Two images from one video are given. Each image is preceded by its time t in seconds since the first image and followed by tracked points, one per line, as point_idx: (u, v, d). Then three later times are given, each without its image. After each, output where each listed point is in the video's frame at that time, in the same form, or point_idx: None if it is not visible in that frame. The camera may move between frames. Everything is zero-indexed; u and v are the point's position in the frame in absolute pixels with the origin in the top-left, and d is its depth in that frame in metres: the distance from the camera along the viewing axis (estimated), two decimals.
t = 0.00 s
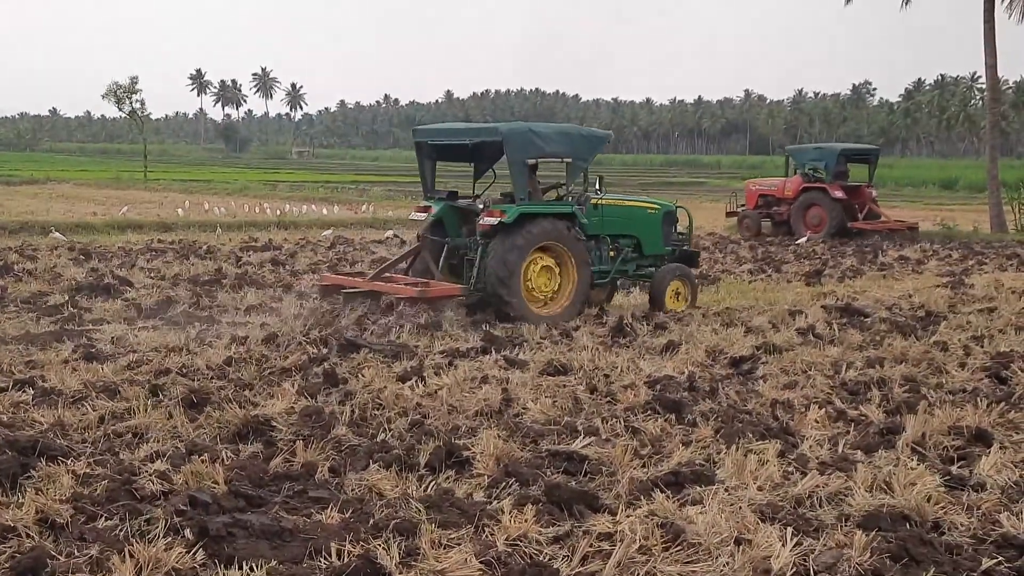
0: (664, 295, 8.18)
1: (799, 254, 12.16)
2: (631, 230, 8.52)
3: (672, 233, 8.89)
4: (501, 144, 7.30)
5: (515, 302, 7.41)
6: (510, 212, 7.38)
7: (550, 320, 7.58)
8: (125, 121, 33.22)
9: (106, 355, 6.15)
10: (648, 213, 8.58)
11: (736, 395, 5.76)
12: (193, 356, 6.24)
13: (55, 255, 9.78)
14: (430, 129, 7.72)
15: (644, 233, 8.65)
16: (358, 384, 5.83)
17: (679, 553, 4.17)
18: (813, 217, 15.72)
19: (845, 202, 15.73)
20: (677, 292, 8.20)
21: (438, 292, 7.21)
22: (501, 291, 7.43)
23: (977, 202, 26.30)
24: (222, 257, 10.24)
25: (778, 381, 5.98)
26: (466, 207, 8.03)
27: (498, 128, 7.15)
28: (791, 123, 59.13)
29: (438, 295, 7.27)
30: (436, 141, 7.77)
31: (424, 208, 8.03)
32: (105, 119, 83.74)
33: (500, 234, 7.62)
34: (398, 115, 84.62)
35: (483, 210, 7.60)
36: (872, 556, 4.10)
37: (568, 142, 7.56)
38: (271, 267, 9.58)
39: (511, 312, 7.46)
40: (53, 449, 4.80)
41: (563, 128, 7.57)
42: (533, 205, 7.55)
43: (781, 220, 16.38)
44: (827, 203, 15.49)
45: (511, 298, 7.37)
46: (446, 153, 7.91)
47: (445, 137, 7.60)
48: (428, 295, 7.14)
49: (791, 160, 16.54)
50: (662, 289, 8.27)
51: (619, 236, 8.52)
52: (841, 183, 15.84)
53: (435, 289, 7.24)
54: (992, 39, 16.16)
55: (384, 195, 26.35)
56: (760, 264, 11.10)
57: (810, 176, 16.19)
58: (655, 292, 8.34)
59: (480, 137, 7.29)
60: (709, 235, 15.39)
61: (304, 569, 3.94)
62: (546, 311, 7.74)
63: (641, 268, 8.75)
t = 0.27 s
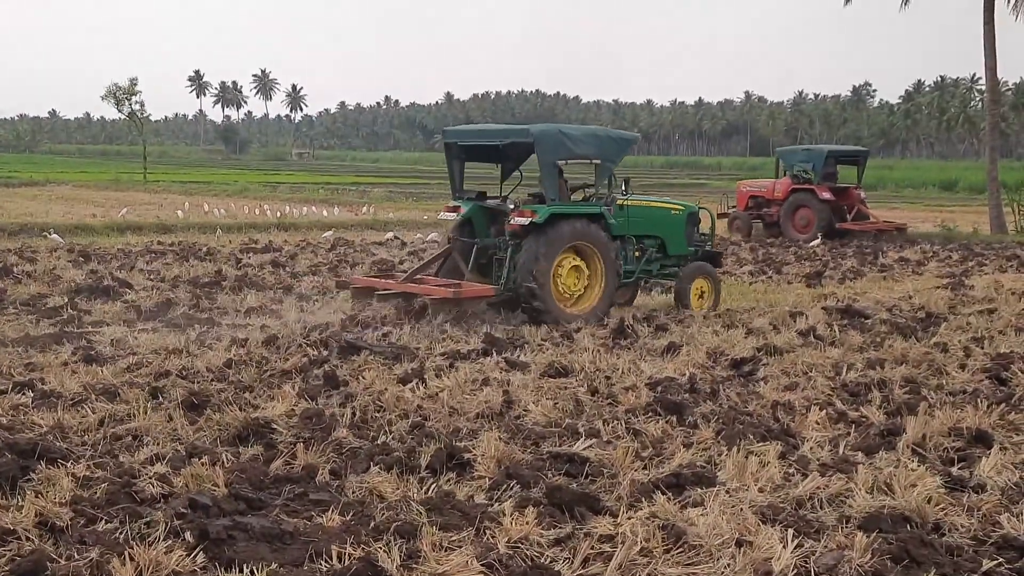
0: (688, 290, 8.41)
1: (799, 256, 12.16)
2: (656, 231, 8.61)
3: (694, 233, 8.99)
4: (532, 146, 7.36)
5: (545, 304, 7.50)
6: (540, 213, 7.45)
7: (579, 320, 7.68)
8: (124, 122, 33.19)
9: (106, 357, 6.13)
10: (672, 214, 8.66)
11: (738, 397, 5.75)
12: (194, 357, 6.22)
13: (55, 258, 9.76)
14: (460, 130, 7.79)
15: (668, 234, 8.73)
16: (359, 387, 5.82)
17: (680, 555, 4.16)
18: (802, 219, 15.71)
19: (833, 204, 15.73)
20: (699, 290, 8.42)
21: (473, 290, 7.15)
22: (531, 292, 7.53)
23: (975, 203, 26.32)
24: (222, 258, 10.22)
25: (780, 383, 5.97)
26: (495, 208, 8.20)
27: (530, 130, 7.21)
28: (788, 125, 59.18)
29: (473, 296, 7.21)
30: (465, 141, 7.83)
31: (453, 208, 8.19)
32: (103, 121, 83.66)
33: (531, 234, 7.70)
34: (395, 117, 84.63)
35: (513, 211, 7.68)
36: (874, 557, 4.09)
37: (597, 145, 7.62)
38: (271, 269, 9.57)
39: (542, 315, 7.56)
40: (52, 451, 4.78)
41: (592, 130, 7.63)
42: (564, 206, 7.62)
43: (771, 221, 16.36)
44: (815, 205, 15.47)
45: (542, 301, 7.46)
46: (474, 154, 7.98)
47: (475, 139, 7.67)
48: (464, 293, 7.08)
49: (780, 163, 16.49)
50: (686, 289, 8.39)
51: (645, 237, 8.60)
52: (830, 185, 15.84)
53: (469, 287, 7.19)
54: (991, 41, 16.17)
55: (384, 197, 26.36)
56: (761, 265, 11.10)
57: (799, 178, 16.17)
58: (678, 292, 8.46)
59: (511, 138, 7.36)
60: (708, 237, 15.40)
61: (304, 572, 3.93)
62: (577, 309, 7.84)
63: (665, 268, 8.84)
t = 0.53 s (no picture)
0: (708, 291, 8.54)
1: (796, 258, 12.17)
2: (673, 232, 8.69)
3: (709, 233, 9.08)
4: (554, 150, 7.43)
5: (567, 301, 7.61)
6: (563, 216, 7.57)
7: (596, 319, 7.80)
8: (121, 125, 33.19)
9: (101, 359, 6.12)
10: (687, 215, 8.74)
11: (735, 399, 5.75)
12: (190, 360, 6.22)
13: (51, 260, 9.74)
14: (481, 133, 7.82)
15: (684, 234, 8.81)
16: (356, 389, 5.81)
17: (676, 557, 4.16)
18: (787, 220, 15.71)
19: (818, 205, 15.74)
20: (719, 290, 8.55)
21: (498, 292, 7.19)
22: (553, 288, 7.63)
23: (971, 206, 26.35)
24: (219, 260, 10.21)
25: (776, 384, 5.98)
26: (515, 211, 8.26)
27: (553, 135, 7.27)
28: (785, 127, 59.25)
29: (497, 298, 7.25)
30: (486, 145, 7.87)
31: (474, 211, 8.25)
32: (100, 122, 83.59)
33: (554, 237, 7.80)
34: (393, 119, 84.63)
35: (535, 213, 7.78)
36: (870, 559, 4.09)
37: (619, 148, 7.68)
38: (267, 271, 9.56)
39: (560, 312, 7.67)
40: (48, 453, 4.77)
41: (614, 133, 7.68)
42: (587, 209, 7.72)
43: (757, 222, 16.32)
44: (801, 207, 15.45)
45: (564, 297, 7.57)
46: (494, 156, 8.02)
47: (496, 142, 7.72)
48: (489, 294, 7.13)
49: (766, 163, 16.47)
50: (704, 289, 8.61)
51: (662, 238, 8.68)
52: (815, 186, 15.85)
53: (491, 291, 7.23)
54: (987, 43, 16.18)
55: (380, 199, 26.33)
56: (758, 267, 11.10)
57: (784, 180, 16.12)
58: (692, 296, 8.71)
59: (534, 142, 7.41)
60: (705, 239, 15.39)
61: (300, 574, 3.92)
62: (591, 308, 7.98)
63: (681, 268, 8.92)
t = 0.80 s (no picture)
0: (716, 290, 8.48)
1: (789, 258, 12.19)
2: (681, 230, 8.82)
3: (718, 233, 9.21)
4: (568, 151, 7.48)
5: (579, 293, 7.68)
6: (577, 217, 7.64)
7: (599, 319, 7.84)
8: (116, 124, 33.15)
9: (93, 360, 6.12)
10: (695, 214, 8.87)
11: (727, 399, 5.76)
12: (182, 360, 6.21)
13: (42, 259, 9.72)
14: (494, 135, 7.87)
15: (693, 234, 8.94)
16: (348, 389, 5.81)
17: (668, 558, 4.16)
18: (767, 220, 15.67)
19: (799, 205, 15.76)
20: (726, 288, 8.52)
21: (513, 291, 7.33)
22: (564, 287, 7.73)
23: (963, 206, 26.40)
24: (211, 260, 10.19)
25: (768, 385, 5.98)
26: (528, 211, 8.32)
27: (567, 136, 7.32)
28: (781, 127, 59.29)
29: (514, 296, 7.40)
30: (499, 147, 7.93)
31: (486, 211, 8.31)
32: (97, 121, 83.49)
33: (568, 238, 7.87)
34: (389, 119, 84.61)
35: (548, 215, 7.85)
36: (861, 559, 4.10)
37: (632, 149, 7.73)
38: (260, 271, 9.56)
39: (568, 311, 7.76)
40: (40, 454, 4.77)
41: (627, 135, 7.73)
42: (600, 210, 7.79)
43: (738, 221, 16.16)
44: (782, 208, 15.44)
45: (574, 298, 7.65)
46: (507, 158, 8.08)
47: (510, 144, 7.76)
48: (506, 293, 7.28)
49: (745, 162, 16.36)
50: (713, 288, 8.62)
51: (671, 238, 8.84)
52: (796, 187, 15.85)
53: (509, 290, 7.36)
54: (980, 44, 16.21)
55: (374, 199, 26.31)
56: (751, 267, 11.12)
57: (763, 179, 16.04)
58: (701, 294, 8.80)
59: (548, 144, 7.47)
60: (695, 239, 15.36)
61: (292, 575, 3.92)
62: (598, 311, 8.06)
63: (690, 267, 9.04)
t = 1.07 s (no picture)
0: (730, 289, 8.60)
1: (785, 258, 12.18)
2: (697, 231, 8.87)
3: (731, 233, 9.26)
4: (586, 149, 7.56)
5: (595, 282, 7.72)
6: (595, 215, 7.74)
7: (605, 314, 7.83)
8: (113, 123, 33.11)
9: (87, 359, 6.11)
10: (710, 216, 8.91)
11: (722, 399, 5.75)
12: (177, 360, 6.20)
13: (36, 259, 9.71)
14: (512, 134, 7.94)
15: (708, 234, 8.99)
16: (343, 389, 5.80)
17: (663, 558, 4.15)
18: (754, 220, 15.56)
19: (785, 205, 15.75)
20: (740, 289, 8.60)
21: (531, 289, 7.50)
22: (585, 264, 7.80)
23: (960, 206, 26.38)
24: (206, 259, 10.18)
25: (764, 385, 5.98)
26: (545, 209, 8.43)
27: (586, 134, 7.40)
28: (778, 126, 59.30)
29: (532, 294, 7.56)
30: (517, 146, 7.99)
31: (504, 210, 8.43)
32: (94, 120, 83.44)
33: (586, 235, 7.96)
34: (387, 118, 84.57)
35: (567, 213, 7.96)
36: (855, 559, 4.09)
37: (649, 149, 7.80)
38: (255, 271, 9.54)
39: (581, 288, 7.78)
40: (34, 453, 4.76)
41: (644, 136, 7.81)
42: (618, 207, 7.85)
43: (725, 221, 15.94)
44: (768, 208, 15.42)
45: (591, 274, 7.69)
46: (526, 157, 8.15)
47: (528, 142, 7.83)
48: (524, 291, 7.45)
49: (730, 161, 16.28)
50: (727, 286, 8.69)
51: (686, 238, 8.88)
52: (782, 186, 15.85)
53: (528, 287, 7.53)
54: (976, 44, 16.20)
55: (370, 198, 26.29)
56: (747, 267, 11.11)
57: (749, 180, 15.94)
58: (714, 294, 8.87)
59: (567, 142, 7.55)
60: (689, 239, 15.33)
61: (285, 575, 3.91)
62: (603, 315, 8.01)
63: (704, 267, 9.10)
